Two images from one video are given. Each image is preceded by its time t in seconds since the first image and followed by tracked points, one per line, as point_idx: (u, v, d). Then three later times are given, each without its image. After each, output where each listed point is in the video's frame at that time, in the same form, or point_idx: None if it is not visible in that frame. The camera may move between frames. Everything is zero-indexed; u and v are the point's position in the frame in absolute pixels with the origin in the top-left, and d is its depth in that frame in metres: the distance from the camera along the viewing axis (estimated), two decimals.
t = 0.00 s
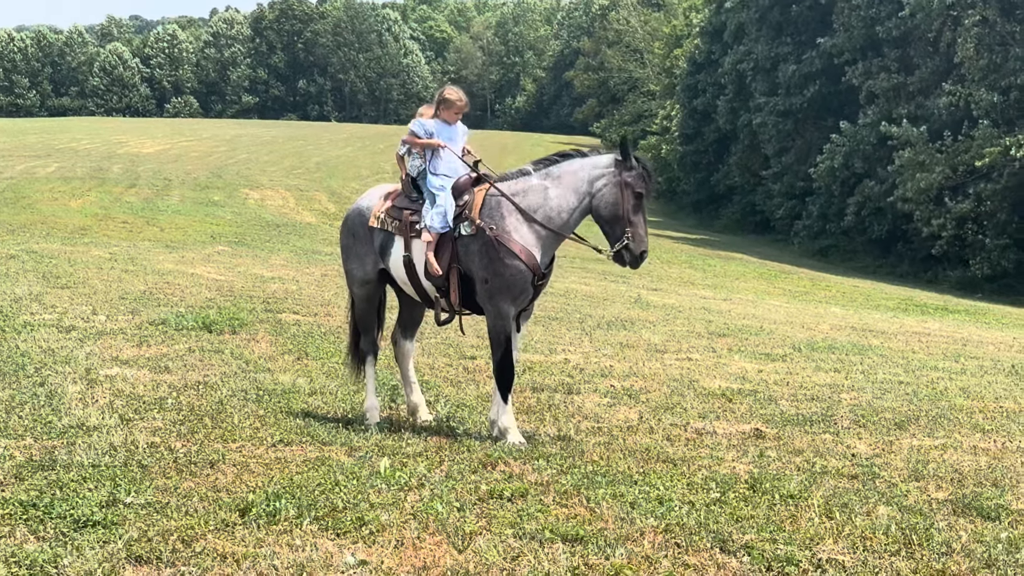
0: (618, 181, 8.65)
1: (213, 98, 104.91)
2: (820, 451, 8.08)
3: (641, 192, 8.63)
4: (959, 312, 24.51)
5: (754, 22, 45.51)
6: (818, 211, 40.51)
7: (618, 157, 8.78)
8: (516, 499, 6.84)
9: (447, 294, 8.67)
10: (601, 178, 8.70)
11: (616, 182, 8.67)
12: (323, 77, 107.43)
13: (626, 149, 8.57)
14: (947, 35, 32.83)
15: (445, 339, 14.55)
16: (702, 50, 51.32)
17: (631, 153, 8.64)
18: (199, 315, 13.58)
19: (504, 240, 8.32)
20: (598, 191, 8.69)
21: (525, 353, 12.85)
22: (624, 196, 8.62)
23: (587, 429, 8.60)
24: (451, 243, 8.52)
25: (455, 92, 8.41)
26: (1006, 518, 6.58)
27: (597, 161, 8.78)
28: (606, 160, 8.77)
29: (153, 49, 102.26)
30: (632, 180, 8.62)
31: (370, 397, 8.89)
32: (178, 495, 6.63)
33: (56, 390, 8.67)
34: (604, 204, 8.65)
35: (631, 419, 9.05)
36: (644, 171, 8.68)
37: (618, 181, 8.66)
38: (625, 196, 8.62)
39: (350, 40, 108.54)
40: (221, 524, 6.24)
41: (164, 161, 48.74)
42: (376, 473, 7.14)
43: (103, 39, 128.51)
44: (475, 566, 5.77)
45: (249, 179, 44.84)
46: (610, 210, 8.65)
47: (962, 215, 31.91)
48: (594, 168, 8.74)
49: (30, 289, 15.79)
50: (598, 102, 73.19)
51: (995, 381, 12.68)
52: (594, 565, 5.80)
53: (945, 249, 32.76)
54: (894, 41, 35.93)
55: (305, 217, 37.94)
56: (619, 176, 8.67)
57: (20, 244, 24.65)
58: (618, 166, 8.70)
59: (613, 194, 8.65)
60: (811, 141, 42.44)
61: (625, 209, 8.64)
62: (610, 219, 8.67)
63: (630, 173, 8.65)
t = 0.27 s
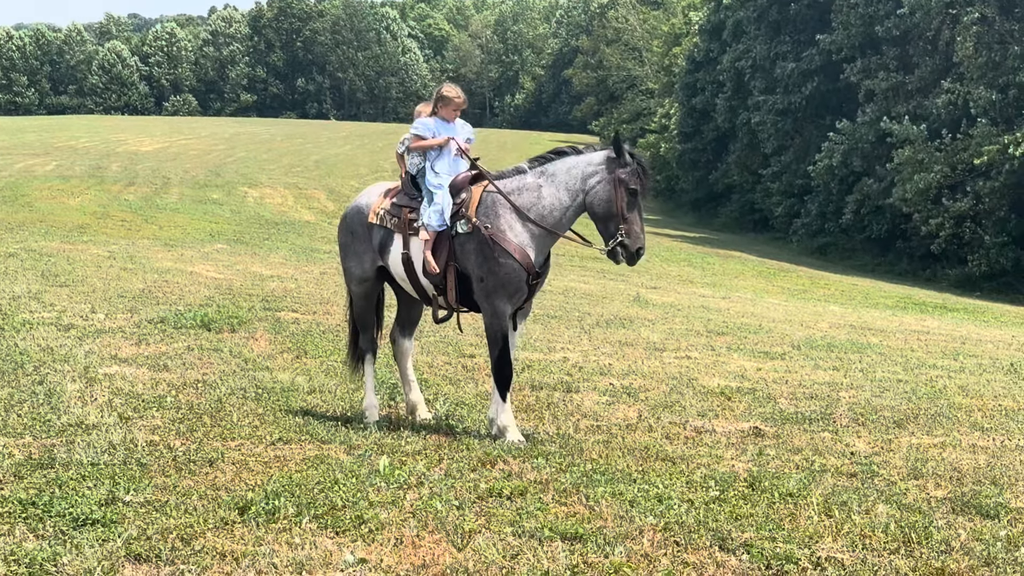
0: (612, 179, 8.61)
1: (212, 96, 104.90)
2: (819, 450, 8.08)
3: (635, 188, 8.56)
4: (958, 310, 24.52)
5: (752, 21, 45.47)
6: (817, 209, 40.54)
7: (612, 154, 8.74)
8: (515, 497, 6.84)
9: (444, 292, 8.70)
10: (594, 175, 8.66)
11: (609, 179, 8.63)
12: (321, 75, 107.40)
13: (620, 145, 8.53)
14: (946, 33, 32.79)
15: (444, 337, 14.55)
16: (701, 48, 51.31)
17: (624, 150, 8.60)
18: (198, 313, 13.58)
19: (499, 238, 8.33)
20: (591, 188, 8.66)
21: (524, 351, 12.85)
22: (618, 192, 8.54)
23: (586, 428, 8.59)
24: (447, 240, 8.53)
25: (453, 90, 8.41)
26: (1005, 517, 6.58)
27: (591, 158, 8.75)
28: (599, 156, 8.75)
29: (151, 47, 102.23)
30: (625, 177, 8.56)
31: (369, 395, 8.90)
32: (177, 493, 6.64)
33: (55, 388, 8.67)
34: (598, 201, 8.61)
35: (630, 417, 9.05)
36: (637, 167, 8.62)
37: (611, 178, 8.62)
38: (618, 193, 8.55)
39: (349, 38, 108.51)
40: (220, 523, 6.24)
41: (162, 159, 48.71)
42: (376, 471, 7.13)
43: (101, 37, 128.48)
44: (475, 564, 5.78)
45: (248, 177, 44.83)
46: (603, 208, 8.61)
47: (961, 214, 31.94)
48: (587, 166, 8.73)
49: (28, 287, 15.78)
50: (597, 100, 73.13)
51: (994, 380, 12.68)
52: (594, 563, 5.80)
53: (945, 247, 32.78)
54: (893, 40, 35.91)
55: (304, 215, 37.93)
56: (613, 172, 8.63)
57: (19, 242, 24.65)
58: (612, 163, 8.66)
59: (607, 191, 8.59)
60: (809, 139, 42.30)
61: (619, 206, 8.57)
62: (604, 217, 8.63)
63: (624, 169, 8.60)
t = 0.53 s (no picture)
0: (610, 178, 8.54)
1: (213, 94, 104.93)
2: (821, 448, 8.08)
3: (633, 189, 8.48)
4: (959, 309, 24.54)
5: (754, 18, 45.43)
6: (819, 207, 40.61)
7: (611, 153, 8.67)
8: (517, 495, 6.85)
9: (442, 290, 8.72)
10: (592, 175, 8.62)
11: (607, 178, 8.56)
12: (322, 72, 107.41)
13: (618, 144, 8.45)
14: (948, 31, 32.74)
15: (446, 335, 14.55)
16: (703, 46, 51.21)
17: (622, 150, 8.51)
18: (200, 311, 13.58)
19: (497, 237, 8.32)
20: (590, 188, 8.61)
21: (526, 349, 12.84)
22: (616, 192, 8.49)
23: (587, 426, 8.59)
24: (446, 239, 8.54)
25: (451, 88, 8.47)
26: (1007, 514, 6.59)
27: (590, 157, 8.69)
28: (598, 156, 8.69)
29: (153, 45, 102.35)
30: (623, 176, 8.49)
31: (371, 392, 8.90)
32: (179, 491, 6.65)
33: (57, 386, 8.68)
34: (595, 201, 8.55)
35: (632, 415, 9.05)
36: (636, 166, 8.54)
37: (609, 178, 8.55)
38: (616, 193, 8.48)
39: (351, 37, 108.49)
40: (223, 520, 6.25)
41: (164, 157, 48.72)
42: (378, 469, 7.13)
43: (103, 35, 128.60)
44: (479, 562, 5.79)
45: (249, 175, 44.84)
46: (601, 207, 8.55)
47: (963, 213, 31.96)
48: (586, 165, 8.67)
49: (30, 285, 15.80)
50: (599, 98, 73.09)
51: (996, 377, 12.69)
52: (596, 561, 5.81)
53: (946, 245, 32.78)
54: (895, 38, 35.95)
55: (305, 212, 37.95)
56: (611, 172, 8.56)
57: (21, 240, 24.68)
58: (611, 162, 8.60)
59: (605, 191, 8.53)
60: (811, 137, 42.22)
61: (616, 206, 8.51)
62: (602, 216, 8.58)
63: (622, 169, 8.52)
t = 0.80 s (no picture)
0: (610, 184, 8.51)
1: (216, 92, 105.03)
2: (825, 446, 8.06)
3: (633, 196, 8.41)
4: (962, 307, 24.53)
5: (757, 16, 45.42)
6: (821, 205, 40.67)
7: (613, 157, 8.61)
8: (520, 493, 6.85)
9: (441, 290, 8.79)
10: (593, 179, 8.58)
11: (607, 183, 8.53)
12: (324, 70, 107.42)
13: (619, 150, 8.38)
14: (952, 29, 32.72)
15: (449, 332, 14.55)
16: (706, 44, 51.14)
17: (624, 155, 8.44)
18: (203, 309, 13.57)
19: (495, 240, 8.35)
20: (590, 192, 8.59)
21: (529, 347, 12.84)
22: (616, 198, 8.46)
23: (590, 423, 8.58)
24: (445, 240, 8.59)
25: (448, 86, 8.45)
26: (1011, 512, 6.59)
27: (591, 161, 8.64)
28: (600, 159, 8.63)
29: (156, 43, 102.48)
30: (623, 183, 8.44)
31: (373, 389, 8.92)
32: (182, 488, 6.64)
33: (61, 383, 8.68)
34: (594, 206, 8.55)
35: (635, 413, 9.04)
36: (637, 172, 8.48)
37: (609, 183, 8.52)
38: (615, 199, 8.45)
39: (353, 35, 108.50)
40: (226, 518, 6.24)
41: (167, 155, 48.71)
42: (382, 467, 7.13)
43: (106, 33, 128.83)
44: (482, 559, 5.79)
45: (252, 173, 44.84)
46: (599, 212, 8.54)
47: (967, 212, 31.96)
48: (587, 168, 8.63)
49: (34, 282, 15.79)
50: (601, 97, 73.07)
51: (999, 376, 12.68)
52: (598, 559, 5.81)
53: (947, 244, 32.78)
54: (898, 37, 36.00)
55: (308, 210, 37.95)
56: (612, 178, 8.50)
57: (24, 237, 24.68)
58: (612, 167, 8.54)
59: (604, 196, 8.52)
60: (814, 134, 42.05)
61: (615, 212, 8.49)
62: (600, 221, 8.57)
63: (624, 175, 8.46)
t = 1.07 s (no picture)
0: (613, 188, 8.52)
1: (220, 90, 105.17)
2: (829, 444, 8.06)
3: (634, 202, 8.46)
4: (967, 305, 24.50)
5: (761, 14, 45.34)
6: (825, 202, 40.72)
7: (618, 162, 8.61)
8: (524, 490, 6.85)
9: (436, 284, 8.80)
10: (595, 181, 8.59)
11: (610, 187, 8.54)
12: (328, 68, 107.44)
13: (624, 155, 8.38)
14: (956, 27, 32.71)
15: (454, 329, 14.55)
16: (710, 41, 51.07)
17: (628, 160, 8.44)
18: (207, 307, 13.58)
19: (492, 236, 8.38)
20: (591, 194, 8.58)
21: (533, 345, 12.84)
22: (617, 202, 8.48)
23: (594, 421, 8.59)
24: (441, 233, 8.61)
25: (447, 82, 8.35)
26: (1015, 511, 6.58)
27: (595, 163, 8.65)
28: (604, 163, 8.65)
29: (160, 40, 102.64)
30: (626, 188, 8.45)
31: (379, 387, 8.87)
32: (186, 486, 6.65)
33: (65, 381, 8.69)
34: (595, 208, 8.54)
35: (639, 411, 9.05)
36: (640, 180, 8.50)
37: (612, 187, 8.52)
38: (616, 204, 8.48)
39: (357, 33, 108.51)
40: (230, 516, 6.25)
41: (171, 153, 48.73)
42: (385, 465, 7.12)
43: (111, 30, 129.19)
44: (486, 557, 5.79)
45: (256, 170, 44.85)
46: (600, 215, 8.54)
47: (972, 211, 31.94)
48: (590, 170, 8.64)
49: (39, 280, 15.81)
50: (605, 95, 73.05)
51: (1003, 373, 12.70)
52: (602, 557, 5.82)
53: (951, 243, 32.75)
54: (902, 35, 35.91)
55: (312, 208, 37.96)
56: (615, 182, 8.52)
57: (29, 235, 24.70)
58: (615, 171, 8.56)
59: (606, 200, 8.53)
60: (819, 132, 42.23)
61: (615, 216, 8.51)
62: (599, 224, 8.57)
63: (627, 180, 8.47)
